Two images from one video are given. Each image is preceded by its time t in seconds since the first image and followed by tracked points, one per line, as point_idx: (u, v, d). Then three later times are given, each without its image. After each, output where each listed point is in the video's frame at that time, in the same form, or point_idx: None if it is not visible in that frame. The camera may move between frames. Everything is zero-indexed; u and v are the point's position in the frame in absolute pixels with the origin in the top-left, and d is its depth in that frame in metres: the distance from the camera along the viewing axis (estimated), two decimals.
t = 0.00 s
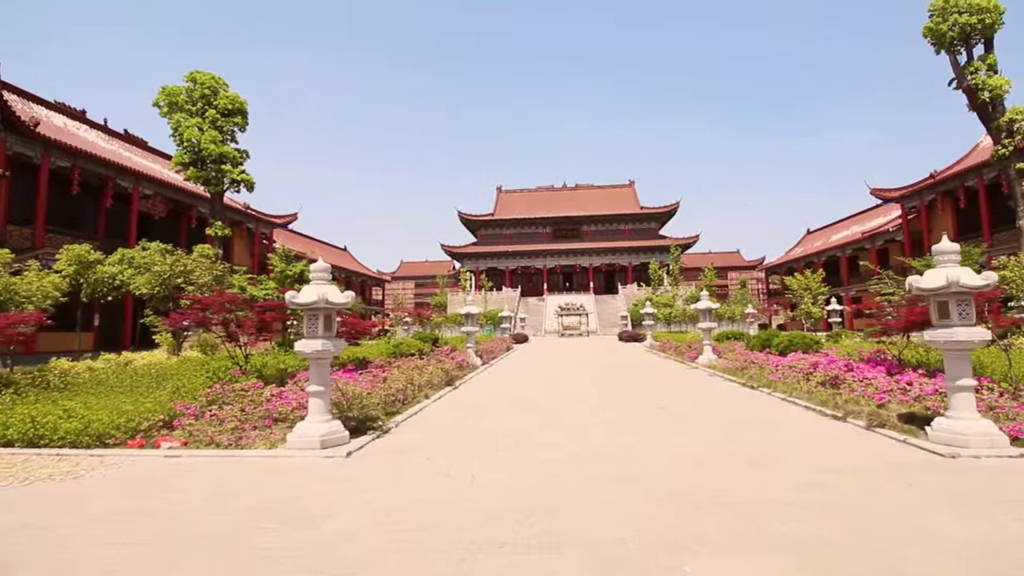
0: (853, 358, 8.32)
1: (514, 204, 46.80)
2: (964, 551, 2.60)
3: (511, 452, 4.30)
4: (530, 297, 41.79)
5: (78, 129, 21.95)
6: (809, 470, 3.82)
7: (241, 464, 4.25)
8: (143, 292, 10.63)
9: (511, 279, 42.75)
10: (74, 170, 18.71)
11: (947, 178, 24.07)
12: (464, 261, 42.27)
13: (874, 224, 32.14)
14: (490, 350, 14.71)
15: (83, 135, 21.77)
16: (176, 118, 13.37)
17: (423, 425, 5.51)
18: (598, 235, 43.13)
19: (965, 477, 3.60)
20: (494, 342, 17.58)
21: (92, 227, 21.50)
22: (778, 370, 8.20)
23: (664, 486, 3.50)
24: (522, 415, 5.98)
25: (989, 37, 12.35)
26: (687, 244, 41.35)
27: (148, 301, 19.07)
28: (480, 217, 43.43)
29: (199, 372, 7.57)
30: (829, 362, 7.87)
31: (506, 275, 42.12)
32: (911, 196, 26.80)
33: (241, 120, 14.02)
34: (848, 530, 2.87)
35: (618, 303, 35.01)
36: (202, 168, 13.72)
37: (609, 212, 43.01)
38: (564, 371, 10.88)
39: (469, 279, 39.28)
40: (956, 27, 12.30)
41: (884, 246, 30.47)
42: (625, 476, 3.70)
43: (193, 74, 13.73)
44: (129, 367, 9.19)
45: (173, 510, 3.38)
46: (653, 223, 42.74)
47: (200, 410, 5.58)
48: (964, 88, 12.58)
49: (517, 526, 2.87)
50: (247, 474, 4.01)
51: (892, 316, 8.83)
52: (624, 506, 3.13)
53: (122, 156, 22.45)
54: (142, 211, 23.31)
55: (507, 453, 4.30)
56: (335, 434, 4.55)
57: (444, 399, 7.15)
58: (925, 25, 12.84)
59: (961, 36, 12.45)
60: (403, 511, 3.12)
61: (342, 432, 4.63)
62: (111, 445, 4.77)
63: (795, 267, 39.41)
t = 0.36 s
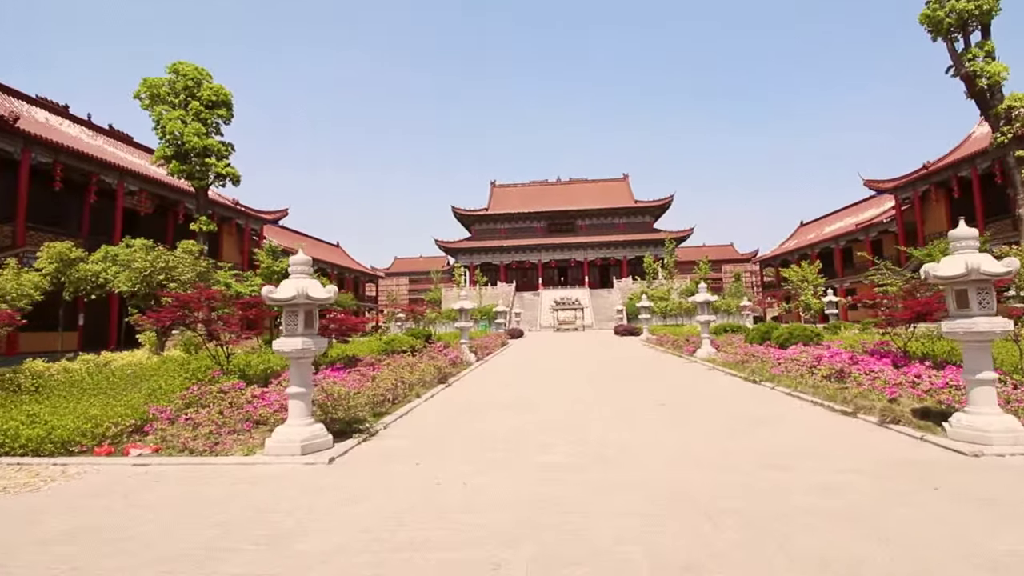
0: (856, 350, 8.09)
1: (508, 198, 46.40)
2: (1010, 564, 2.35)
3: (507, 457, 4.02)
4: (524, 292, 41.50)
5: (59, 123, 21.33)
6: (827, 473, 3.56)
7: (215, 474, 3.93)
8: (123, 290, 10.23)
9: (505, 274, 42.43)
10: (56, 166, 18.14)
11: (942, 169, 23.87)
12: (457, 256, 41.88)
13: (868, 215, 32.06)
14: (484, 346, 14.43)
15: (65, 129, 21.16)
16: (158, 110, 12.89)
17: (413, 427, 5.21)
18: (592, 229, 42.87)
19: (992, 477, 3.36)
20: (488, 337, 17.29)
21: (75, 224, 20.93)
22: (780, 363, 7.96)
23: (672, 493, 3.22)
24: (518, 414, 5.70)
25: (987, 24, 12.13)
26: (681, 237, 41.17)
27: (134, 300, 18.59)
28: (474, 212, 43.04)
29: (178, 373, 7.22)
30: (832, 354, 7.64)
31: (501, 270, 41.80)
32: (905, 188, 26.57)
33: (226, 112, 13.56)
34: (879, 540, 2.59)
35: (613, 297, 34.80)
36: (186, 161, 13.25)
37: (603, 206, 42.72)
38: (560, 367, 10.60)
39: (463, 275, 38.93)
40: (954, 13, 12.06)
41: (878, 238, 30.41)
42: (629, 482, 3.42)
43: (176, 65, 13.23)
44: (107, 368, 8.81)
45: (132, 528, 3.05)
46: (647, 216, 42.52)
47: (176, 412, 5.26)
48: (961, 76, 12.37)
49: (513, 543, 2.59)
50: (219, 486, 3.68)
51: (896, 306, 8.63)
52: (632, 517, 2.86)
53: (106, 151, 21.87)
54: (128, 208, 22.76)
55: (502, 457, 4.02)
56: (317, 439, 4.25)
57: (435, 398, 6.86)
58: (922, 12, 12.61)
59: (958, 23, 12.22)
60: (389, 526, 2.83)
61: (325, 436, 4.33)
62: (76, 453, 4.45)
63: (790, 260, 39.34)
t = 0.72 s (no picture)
0: (868, 348, 7.78)
1: (508, 193, 46.03)
2: None
3: (503, 462, 3.73)
4: (525, 287, 41.21)
5: (53, 116, 21.01)
6: (850, 482, 3.26)
7: (188, 480, 3.65)
8: (111, 284, 9.97)
9: (506, 269, 42.13)
10: (49, 159, 17.84)
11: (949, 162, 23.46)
12: (458, 251, 41.57)
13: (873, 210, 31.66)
14: (483, 342, 14.16)
15: (59, 122, 20.85)
16: (148, 100, 12.57)
17: (404, 427, 4.93)
18: (594, 224, 42.50)
19: None
20: (488, 333, 17.01)
21: (70, 218, 20.65)
22: (789, 360, 7.66)
23: (681, 505, 2.92)
24: (516, 415, 5.43)
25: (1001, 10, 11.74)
26: (684, 233, 40.81)
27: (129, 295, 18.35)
28: (474, 207, 42.71)
29: (164, 369, 6.95)
30: (844, 351, 7.34)
31: (501, 265, 41.47)
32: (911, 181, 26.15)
33: (218, 102, 13.25)
34: (918, 559, 2.30)
35: (615, 293, 34.50)
36: (177, 153, 12.94)
37: (605, 201, 42.34)
38: (561, 364, 10.33)
39: (463, 271, 38.64)
40: None
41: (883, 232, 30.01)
42: (635, 492, 3.13)
43: (167, 54, 12.90)
44: (93, 364, 8.55)
45: (87, 543, 2.76)
46: (649, 211, 42.14)
47: (155, 412, 5.00)
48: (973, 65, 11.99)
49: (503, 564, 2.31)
50: (190, 494, 3.40)
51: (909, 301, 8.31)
52: (637, 533, 2.57)
53: (101, 144, 21.57)
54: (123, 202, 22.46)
55: (496, 463, 3.73)
56: (299, 442, 3.97)
57: (431, 396, 6.58)
58: None
59: (971, 10, 11.83)
60: (366, 544, 2.55)
61: (308, 438, 4.05)
62: (45, 455, 4.18)
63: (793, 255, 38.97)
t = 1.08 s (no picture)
0: (885, 350, 7.45)
1: (511, 189, 45.68)
2: None
3: (497, 472, 3.45)
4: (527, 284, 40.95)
5: (52, 108, 20.77)
6: (877, 502, 2.98)
7: (158, 488, 3.39)
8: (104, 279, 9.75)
9: (508, 266, 41.84)
10: (46, 152, 17.57)
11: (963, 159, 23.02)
12: (460, 248, 41.28)
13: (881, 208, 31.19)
14: (484, 339, 13.91)
15: (57, 115, 20.59)
16: (142, 91, 12.35)
17: (395, 431, 4.65)
18: (597, 221, 42.14)
19: None
20: (488, 331, 16.76)
21: (69, 212, 20.43)
22: (800, 362, 7.36)
23: (693, 529, 2.63)
24: (514, 418, 5.14)
25: None
26: (687, 230, 40.42)
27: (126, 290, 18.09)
28: (476, 203, 42.40)
29: (151, 366, 6.69)
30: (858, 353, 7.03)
31: (503, 262, 41.14)
32: (922, 179, 25.74)
33: (214, 93, 12.97)
34: None
35: (617, 291, 34.20)
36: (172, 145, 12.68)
37: (608, 197, 41.95)
38: (562, 364, 10.06)
39: (465, 268, 38.36)
40: None
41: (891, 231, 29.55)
42: (642, 511, 2.84)
43: (161, 43, 12.64)
44: (84, 359, 8.32)
45: (34, 561, 2.50)
46: (653, 208, 41.74)
47: (133, 413, 4.74)
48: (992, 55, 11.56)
49: None
50: (156, 506, 3.13)
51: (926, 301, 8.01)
52: (645, 562, 2.29)
53: (100, 137, 21.33)
54: (122, 196, 22.23)
55: (490, 473, 3.46)
56: (279, 447, 3.71)
57: (426, 397, 6.31)
58: None
59: None
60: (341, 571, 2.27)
61: (288, 443, 3.79)
62: (11, 460, 3.93)
63: (798, 254, 38.57)
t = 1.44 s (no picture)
0: (896, 351, 7.12)
1: (508, 190, 45.37)
2: None
3: (490, 491, 3.10)
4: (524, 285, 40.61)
5: (40, 105, 20.30)
6: (914, 523, 2.65)
7: (109, 510, 3.04)
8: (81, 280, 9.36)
9: (505, 267, 41.51)
10: (32, 149, 17.13)
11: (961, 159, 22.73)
12: (457, 249, 40.92)
13: (879, 208, 30.99)
14: (480, 341, 13.56)
15: (44, 111, 20.12)
16: (127, 85, 11.91)
17: (381, 441, 4.30)
18: (594, 221, 41.86)
19: None
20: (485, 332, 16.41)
21: (55, 210, 19.97)
22: (809, 364, 7.04)
23: (711, 559, 2.29)
24: (509, 426, 4.80)
25: None
26: (685, 231, 40.17)
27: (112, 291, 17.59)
28: (473, 204, 42.07)
29: (123, 371, 6.29)
30: (869, 355, 6.70)
31: (501, 263, 40.78)
32: (920, 179, 25.26)
33: (202, 88, 12.57)
34: None
35: (615, 292, 33.88)
36: (158, 141, 12.28)
37: (606, 198, 41.68)
38: (560, 366, 9.71)
39: (462, 269, 37.99)
40: None
41: (889, 231, 29.33)
42: (654, 538, 2.50)
43: (149, 35, 12.19)
44: (57, 363, 7.92)
45: None
46: (651, 209, 41.48)
47: (94, 423, 4.37)
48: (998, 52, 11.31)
49: None
50: (104, 531, 2.78)
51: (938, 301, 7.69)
52: None
53: (89, 135, 20.88)
54: (110, 194, 21.80)
55: (481, 491, 3.12)
56: (247, 463, 3.35)
57: (416, 402, 5.95)
58: None
59: None
60: None
61: (258, 458, 3.43)
62: None
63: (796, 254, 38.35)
